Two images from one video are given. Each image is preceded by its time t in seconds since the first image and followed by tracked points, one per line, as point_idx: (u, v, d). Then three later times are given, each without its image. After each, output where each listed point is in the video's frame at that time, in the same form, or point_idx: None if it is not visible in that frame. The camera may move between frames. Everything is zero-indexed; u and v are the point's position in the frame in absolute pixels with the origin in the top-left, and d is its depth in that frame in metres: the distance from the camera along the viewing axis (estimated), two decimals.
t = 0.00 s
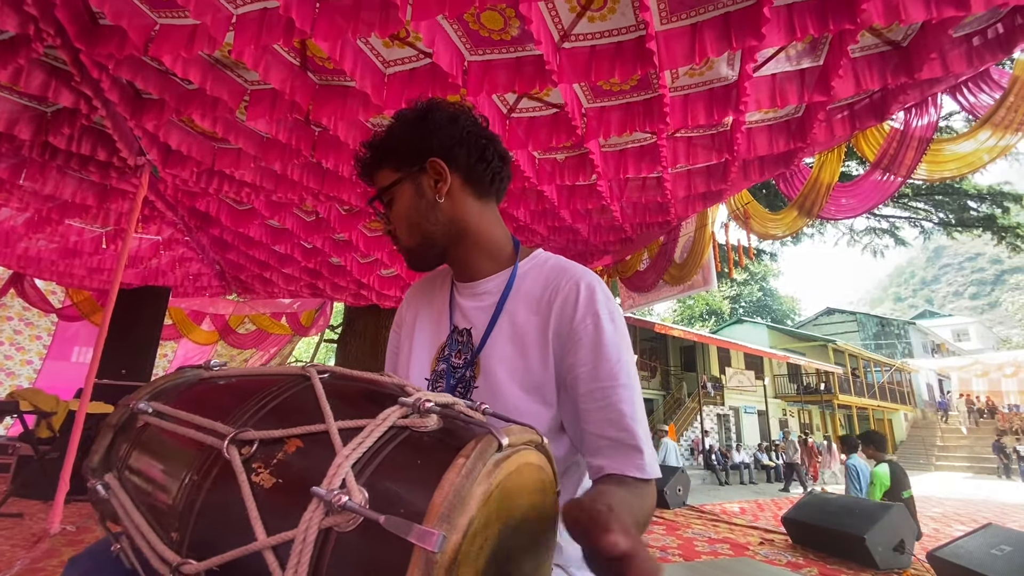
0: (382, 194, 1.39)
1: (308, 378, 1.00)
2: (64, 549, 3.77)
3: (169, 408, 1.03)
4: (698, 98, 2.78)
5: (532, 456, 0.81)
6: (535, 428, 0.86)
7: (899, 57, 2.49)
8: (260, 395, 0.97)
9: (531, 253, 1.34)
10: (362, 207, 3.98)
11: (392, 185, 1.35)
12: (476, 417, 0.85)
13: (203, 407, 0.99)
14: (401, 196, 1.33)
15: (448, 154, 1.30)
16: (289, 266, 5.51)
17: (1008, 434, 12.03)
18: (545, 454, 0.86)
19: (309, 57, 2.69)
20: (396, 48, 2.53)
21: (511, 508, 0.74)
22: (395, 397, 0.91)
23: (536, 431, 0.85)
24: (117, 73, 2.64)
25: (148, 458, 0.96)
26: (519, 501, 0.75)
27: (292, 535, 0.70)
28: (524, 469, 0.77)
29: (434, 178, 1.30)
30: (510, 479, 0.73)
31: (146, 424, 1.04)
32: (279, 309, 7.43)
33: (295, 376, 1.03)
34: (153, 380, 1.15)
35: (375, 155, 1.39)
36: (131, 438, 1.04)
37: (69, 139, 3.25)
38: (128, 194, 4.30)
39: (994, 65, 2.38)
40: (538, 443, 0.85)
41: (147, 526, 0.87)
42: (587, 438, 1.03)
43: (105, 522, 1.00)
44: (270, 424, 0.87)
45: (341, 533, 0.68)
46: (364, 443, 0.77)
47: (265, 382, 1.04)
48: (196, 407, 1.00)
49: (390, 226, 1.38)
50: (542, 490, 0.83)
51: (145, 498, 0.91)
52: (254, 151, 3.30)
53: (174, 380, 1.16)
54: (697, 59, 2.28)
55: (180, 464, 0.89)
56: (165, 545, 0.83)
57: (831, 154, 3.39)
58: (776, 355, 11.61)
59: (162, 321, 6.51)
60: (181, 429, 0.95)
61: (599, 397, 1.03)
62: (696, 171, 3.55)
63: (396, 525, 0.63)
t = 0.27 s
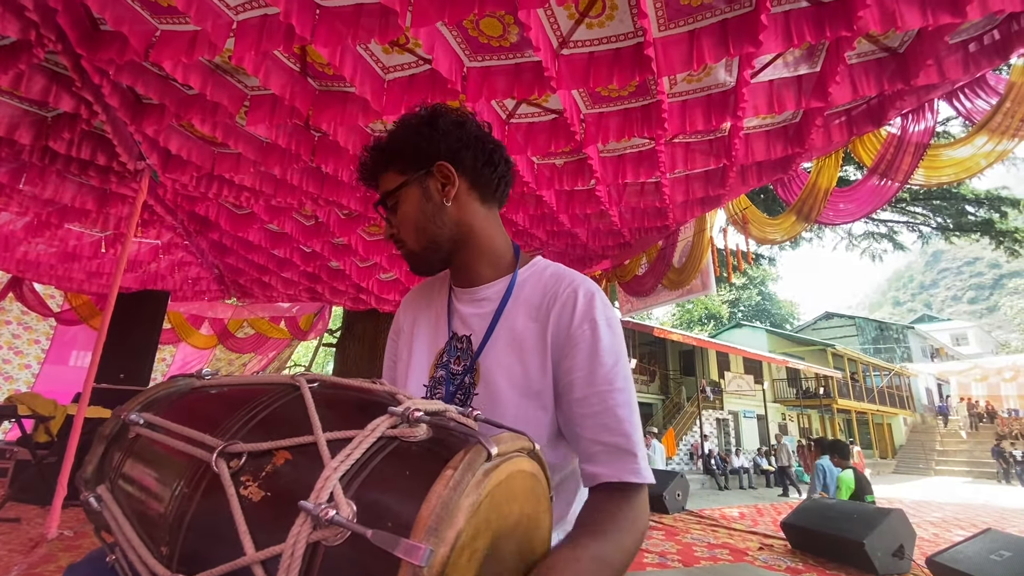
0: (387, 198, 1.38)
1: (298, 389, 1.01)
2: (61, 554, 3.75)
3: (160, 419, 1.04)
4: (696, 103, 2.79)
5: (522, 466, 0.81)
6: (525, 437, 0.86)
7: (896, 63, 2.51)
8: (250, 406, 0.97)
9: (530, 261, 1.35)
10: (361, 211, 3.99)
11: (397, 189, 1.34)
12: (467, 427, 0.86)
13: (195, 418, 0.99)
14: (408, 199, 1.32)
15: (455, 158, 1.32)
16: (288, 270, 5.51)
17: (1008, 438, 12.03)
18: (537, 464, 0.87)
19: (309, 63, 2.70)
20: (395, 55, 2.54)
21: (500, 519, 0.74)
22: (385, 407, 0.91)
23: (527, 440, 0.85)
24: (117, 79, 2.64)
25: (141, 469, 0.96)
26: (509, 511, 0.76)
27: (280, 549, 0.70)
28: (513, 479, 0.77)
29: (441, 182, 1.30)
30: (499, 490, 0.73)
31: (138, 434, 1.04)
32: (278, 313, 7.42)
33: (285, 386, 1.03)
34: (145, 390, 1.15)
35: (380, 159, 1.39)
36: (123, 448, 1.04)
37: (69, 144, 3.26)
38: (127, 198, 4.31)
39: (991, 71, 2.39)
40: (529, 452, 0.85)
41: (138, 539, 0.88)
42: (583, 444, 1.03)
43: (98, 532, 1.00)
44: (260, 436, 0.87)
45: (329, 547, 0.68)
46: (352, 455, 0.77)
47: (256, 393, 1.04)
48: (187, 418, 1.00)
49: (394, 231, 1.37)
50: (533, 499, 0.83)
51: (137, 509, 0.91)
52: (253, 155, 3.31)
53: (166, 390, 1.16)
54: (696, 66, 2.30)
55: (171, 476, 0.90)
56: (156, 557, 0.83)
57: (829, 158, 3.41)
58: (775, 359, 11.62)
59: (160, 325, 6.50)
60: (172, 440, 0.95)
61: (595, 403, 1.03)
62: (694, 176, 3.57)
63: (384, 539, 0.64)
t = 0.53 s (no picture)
0: (394, 187, 1.32)
1: (304, 396, 1.01)
2: (58, 560, 3.72)
3: (164, 425, 1.04)
4: (694, 109, 2.81)
5: (527, 474, 0.82)
6: (530, 444, 0.87)
7: (893, 70, 2.53)
8: (256, 412, 0.97)
9: (525, 268, 1.36)
10: (361, 216, 4.00)
11: (412, 177, 1.30)
12: (472, 435, 0.86)
13: (199, 424, 0.99)
14: (424, 189, 1.29)
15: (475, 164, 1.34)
16: (288, 274, 5.51)
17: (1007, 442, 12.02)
18: (541, 472, 0.87)
19: (310, 68, 2.71)
20: (395, 60, 2.55)
21: (506, 526, 0.74)
22: (390, 414, 0.92)
23: (533, 447, 0.86)
24: (118, 83, 2.65)
25: (145, 475, 0.96)
26: (514, 518, 0.76)
27: (287, 555, 0.70)
28: (519, 486, 0.78)
29: (460, 182, 1.30)
30: (505, 498, 0.74)
31: (142, 441, 1.04)
32: (277, 317, 7.41)
33: (290, 393, 1.03)
34: (149, 396, 1.16)
35: (391, 150, 1.35)
36: (127, 455, 1.05)
37: (69, 148, 3.26)
38: (127, 202, 4.31)
39: (987, 77, 2.41)
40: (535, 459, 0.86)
41: (142, 545, 0.87)
42: (580, 452, 1.04)
43: (100, 538, 1.00)
44: (266, 442, 0.88)
45: (337, 553, 0.68)
46: (359, 462, 0.77)
47: (261, 399, 1.04)
48: (192, 425, 1.00)
49: (401, 218, 1.30)
50: (538, 506, 0.84)
51: (141, 516, 0.91)
52: (253, 160, 3.31)
53: (170, 396, 1.16)
54: (694, 71, 2.31)
55: (177, 483, 0.90)
56: (161, 564, 0.83)
57: (828, 163, 3.42)
58: (774, 364, 11.61)
59: (159, 329, 6.49)
60: (177, 447, 0.95)
61: (592, 411, 1.03)
62: (693, 181, 3.58)
63: (392, 546, 0.64)
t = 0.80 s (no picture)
0: (442, 173, 1.30)
1: (304, 399, 1.01)
2: (56, 563, 3.71)
3: (164, 428, 1.04)
4: (695, 112, 2.81)
5: (528, 478, 0.81)
6: (532, 448, 0.87)
7: (893, 73, 2.53)
8: (256, 416, 0.97)
9: (523, 270, 1.37)
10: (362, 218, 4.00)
11: (467, 170, 1.30)
12: (472, 439, 0.86)
13: (199, 428, 0.99)
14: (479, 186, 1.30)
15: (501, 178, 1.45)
16: (288, 276, 5.51)
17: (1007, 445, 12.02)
18: (542, 475, 0.87)
19: (311, 71, 2.72)
20: (396, 63, 2.56)
21: (506, 531, 0.74)
22: (390, 418, 0.92)
23: (533, 452, 0.86)
24: (119, 86, 2.65)
25: (145, 478, 0.96)
26: (514, 523, 0.76)
27: (286, 561, 0.70)
28: (520, 491, 0.78)
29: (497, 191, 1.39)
30: (505, 503, 0.74)
31: (143, 444, 1.04)
32: (277, 319, 7.41)
33: (290, 396, 1.03)
34: (149, 399, 1.16)
35: (438, 135, 1.32)
36: (127, 458, 1.04)
37: (69, 150, 3.26)
38: (127, 204, 4.31)
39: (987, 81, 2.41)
40: (535, 464, 0.86)
41: (142, 550, 0.87)
42: (582, 449, 1.03)
43: (100, 542, 1.00)
44: (266, 446, 0.87)
45: (336, 560, 0.68)
46: (359, 467, 0.77)
47: (261, 402, 1.04)
48: (192, 428, 1.00)
49: (451, 205, 1.26)
50: (539, 510, 0.84)
51: (141, 520, 0.91)
52: (254, 162, 3.32)
53: (171, 399, 1.16)
54: (695, 75, 2.31)
55: (176, 486, 0.89)
56: (160, 568, 0.83)
57: (827, 167, 3.43)
58: (774, 366, 11.61)
59: (159, 331, 6.49)
60: (177, 450, 0.95)
61: (593, 408, 1.03)
62: (693, 184, 3.58)
63: (391, 552, 0.63)
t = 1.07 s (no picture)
0: (473, 173, 1.33)
1: (313, 401, 1.01)
2: (54, 565, 3.69)
3: (170, 429, 1.03)
4: (695, 115, 2.81)
5: (538, 481, 0.82)
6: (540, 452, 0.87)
7: (892, 77, 2.53)
8: (264, 417, 0.97)
9: (525, 273, 1.37)
10: (362, 220, 4.00)
11: (497, 176, 1.33)
12: (481, 441, 0.87)
13: (207, 429, 0.99)
14: (504, 195, 1.33)
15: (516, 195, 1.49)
16: (287, 278, 5.50)
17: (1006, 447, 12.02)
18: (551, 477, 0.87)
19: (311, 73, 2.72)
20: (397, 65, 2.56)
21: (517, 533, 0.74)
22: (400, 419, 0.92)
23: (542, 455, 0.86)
24: (120, 87, 2.65)
25: (151, 479, 0.96)
26: (525, 525, 0.76)
27: (299, 562, 0.70)
28: (530, 493, 0.78)
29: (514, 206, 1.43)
30: (517, 505, 0.74)
31: (149, 444, 1.04)
32: (276, 321, 7.40)
33: (298, 398, 1.03)
34: (154, 400, 1.15)
35: (477, 134, 1.35)
36: (132, 459, 1.04)
37: (69, 151, 3.26)
38: (127, 206, 4.30)
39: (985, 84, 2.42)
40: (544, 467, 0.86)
41: (150, 550, 0.87)
42: (588, 452, 1.03)
43: (104, 543, 1.00)
44: (275, 447, 0.87)
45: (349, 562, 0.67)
46: (370, 468, 0.77)
47: (268, 404, 1.04)
48: (199, 428, 1.00)
49: (476, 205, 1.29)
50: (548, 513, 0.84)
51: (148, 520, 0.90)
52: (254, 164, 3.31)
53: (176, 400, 1.16)
54: (695, 77, 2.32)
55: (184, 487, 0.89)
56: (169, 569, 0.83)
57: (826, 170, 3.43)
58: (773, 369, 11.61)
59: (158, 332, 6.48)
60: (185, 451, 0.95)
61: (598, 411, 1.03)
62: (693, 186, 3.59)
63: (405, 553, 0.64)
